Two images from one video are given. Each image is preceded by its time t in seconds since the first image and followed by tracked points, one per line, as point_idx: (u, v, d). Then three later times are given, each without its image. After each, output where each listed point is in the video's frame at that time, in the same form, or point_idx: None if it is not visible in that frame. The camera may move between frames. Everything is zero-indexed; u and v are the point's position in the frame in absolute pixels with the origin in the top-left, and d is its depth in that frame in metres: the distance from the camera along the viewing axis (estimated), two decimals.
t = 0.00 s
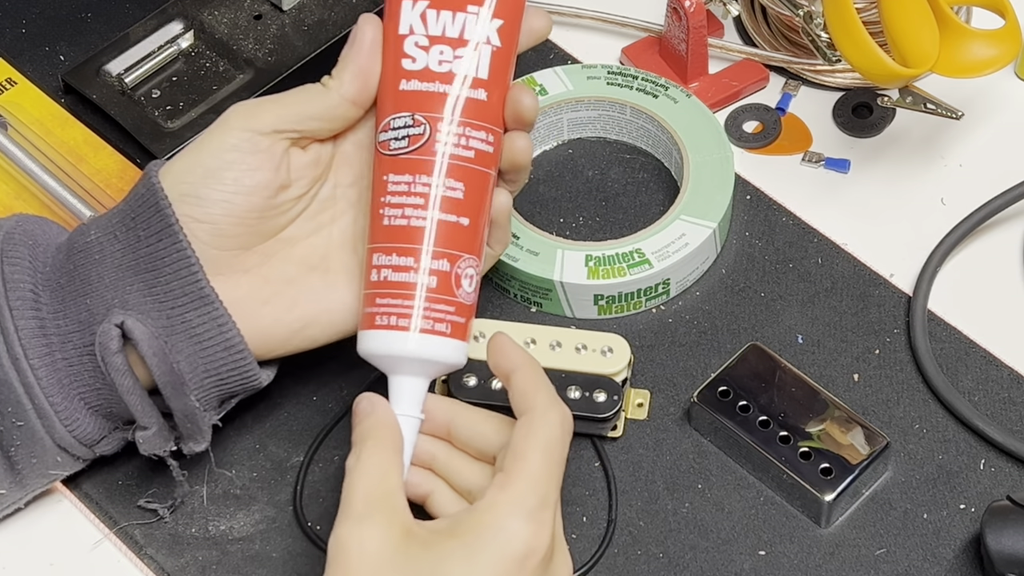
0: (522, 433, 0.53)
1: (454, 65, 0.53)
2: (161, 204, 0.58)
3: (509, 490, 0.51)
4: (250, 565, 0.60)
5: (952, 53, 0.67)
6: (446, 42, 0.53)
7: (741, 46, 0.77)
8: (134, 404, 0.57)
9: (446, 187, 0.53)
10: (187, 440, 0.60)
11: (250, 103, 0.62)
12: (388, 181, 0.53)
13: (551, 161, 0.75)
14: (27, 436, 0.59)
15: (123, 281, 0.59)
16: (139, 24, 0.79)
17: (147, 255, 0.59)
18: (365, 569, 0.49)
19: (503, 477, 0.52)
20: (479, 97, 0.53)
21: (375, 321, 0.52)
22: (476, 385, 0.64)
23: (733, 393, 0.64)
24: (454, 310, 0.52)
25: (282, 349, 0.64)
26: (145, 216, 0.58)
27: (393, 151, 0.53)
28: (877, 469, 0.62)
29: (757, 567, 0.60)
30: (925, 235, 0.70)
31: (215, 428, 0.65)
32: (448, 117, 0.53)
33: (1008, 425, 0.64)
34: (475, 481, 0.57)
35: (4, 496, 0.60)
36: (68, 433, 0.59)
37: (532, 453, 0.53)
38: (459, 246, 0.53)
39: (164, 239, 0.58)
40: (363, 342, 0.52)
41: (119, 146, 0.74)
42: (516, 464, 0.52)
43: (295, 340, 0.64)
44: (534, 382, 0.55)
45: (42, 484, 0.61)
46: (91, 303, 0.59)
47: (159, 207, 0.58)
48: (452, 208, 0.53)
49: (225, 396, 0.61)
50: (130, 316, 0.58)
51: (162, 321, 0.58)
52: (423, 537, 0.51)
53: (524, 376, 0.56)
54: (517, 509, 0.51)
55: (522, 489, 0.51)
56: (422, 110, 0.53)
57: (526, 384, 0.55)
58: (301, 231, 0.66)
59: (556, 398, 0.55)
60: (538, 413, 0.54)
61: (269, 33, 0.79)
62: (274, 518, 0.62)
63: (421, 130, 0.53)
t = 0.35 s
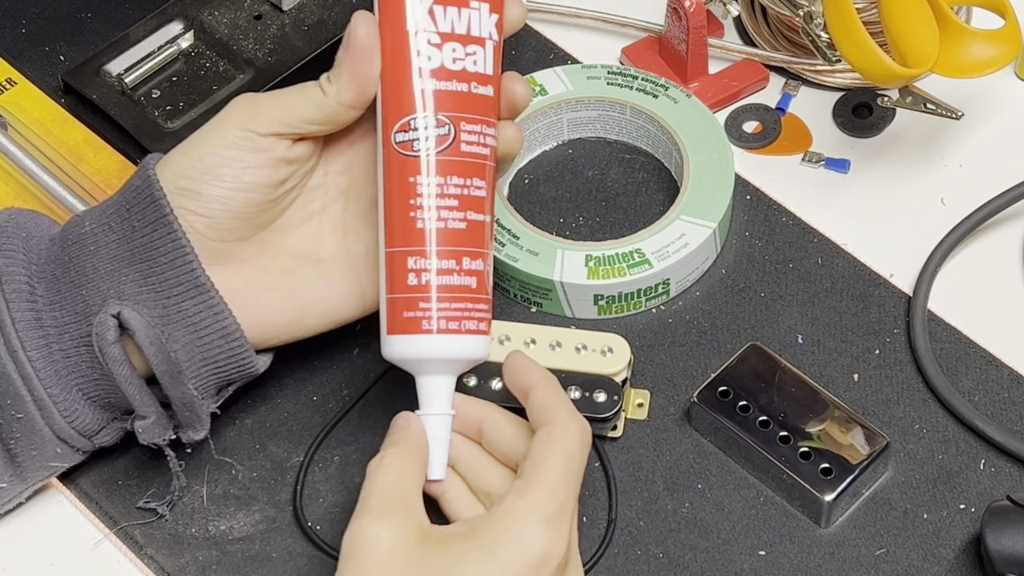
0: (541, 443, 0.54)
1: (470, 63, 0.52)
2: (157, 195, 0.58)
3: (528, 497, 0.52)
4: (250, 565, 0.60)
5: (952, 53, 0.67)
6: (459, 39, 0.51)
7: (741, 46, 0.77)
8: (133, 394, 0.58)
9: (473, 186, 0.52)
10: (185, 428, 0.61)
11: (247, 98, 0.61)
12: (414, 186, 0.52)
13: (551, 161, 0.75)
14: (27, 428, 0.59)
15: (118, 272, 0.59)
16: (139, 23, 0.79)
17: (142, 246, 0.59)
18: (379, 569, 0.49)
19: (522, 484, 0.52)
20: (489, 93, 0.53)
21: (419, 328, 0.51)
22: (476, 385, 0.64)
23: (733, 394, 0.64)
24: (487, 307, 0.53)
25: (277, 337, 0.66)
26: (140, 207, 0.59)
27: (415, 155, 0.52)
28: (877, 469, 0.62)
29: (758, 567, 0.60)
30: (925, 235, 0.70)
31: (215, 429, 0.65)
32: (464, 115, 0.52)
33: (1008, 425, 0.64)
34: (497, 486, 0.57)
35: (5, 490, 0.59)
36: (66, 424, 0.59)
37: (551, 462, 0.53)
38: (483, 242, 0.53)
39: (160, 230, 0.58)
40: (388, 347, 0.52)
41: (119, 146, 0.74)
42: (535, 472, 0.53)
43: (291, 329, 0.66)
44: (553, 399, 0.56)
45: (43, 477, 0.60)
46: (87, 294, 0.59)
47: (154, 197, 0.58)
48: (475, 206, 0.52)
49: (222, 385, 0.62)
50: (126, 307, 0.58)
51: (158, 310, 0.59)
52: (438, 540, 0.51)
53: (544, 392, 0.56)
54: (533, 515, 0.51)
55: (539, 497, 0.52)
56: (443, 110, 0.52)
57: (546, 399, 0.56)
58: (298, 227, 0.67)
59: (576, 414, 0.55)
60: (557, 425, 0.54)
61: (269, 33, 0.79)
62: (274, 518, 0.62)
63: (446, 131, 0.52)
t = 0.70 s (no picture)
0: (517, 448, 0.54)
1: (421, 45, 0.54)
2: (158, 192, 0.59)
3: (520, 502, 0.52)
4: (250, 565, 0.60)
5: (952, 53, 0.67)
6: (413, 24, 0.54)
7: (741, 46, 0.77)
8: (135, 391, 0.58)
9: (420, 164, 0.54)
10: (187, 426, 0.61)
11: (253, 96, 0.63)
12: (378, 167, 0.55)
13: (551, 161, 0.75)
14: (29, 425, 0.59)
15: (120, 270, 0.59)
16: (139, 23, 0.79)
17: (144, 243, 0.59)
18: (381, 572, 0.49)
19: (511, 491, 0.52)
20: (451, 72, 0.54)
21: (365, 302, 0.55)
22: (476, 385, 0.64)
23: (734, 393, 0.64)
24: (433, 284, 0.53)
25: (278, 333, 0.65)
26: (142, 204, 0.59)
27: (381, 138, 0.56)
28: (877, 469, 0.62)
29: (758, 567, 0.60)
30: (925, 234, 0.70)
31: (215, 428, 0.65)
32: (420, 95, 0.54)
33: (1008, 425, 0.64)
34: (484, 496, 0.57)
35: (7, 488, 0.59)
36: (69, 422, 0.59)
37: (532, 465, 0.53)
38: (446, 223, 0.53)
39: (161, 226, 0.59)
40: (369, 325, 0.54)
41: (119, 146, 0.74)
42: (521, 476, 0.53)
43: (291, 325, 0.65)
44: (503, 409, 0.55)
45: (45, 476, 0.60)
46: (89, 291, 0.59)
47: (156, 193, 0.59)
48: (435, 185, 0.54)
49: (224, 384, 0.62)
50: (129, 304, 0.58)
51: (161, 308, 0.59)
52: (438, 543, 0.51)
53: (490, 407, 0.56)
54: (529, 518, 0.51)
55: (530, 500, 0.52)
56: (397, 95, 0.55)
57: (494, 411, 0.56)
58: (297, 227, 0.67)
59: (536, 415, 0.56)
60: (526, 428, 0.54)
61: (269, 33, 0.79)
62: (274, 518, 0.62)
63: (396, 114, 0.55)
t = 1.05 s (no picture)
0: (528, 446, 0.54)
1: (446, 45, 0.52)
2: (155, 186, 0.59)
3: (522, 502, 0.52)
4: (251, 565, 0.60)
5: (952, 53, 0.67)
6: (436, 23, 0.52)
7: (741, 46, 0.77)
8: (133, 385, 0.58)
9: (445, 168, 0.53)
10: (186, 420, 0.61)
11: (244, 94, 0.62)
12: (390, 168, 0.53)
13: (551, 161, 0.75)
14: (28, 420, 0.59)
15: (118, 264, 0.60)
16: (139, 23, 0.79)
17: (141, 238, 0.59)
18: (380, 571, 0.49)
19: (516, 489, 0.52)
20: (473, 76, 0.53)
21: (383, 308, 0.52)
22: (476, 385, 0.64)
23: (733, 393, 0.64)
24: (462, 290, 0.52)
25: (275, 330, 0.66)
26: (138, 198, 0.59)
27: (392, 136, 0.53)
28: (877, 470, 0.62)
29: (758, 567, 0.60)
30: (925, 234, 0.70)
31: (215, 428, 0.65)
32: (443, 98, 0.52)
33: (1008, 425, 0.64)
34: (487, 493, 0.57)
35: (7, 486, 0.59)
36: (68, 417, 0.59)
37: (539, 464, 0.53)
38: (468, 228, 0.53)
39: (158, 220, 0.59)
40: (376, 329, 0.53)
41: (119, 146, 0.74)
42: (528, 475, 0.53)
43: (286, 320, 0.66)
44: (522, 405, 0.56)
45: (45, 472, 0.60)
46: (87, 286, 0.59)
47: (152, 187, 0.59)
48: (456, 189, 0.53)
49: (222, 377, 0.62)
50: (127, 298, 0.58)
51: (159, 301, 0.59)
52: (439, 543, 0.51)
53: (510, 401, 0.56)
54: (530, 519, 0.51)
55: (535, 500, 0.52)
56: (417, 93, 0.53)
57: (513, 405, 0.56)
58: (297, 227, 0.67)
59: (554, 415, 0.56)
60: (538, 427, 0.54)
61: (269, 33, 0.79)
62: (274, 518, 0.62)
63: (417, 114, 0.53)
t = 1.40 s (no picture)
0: (533, 448, 0.53)
1: (457, 50, 0.52)
2: (157, 188, 0.59)
3: (525, 503, 0.52)
4: (251, 565, 0.60)
5: (952, 53, 0.67)
6: (447, 27, 0.52)
7: (741, 46, 0.77)
8: (134, 387, 0.58)
9: (455, 173, 0.53)
10: (187, 422, 0.61)
11: (248, 96, 0.62)
12: (399, 172, 0.53)
13: (551, 161, 0.75)
14: (29, 422, 0.59)
15: (119, 265, 0.60)
16: (139, 24, 0.79)
17: (143, 240, 0.59)
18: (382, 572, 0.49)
19: (520, 491, 0.52)
20: (482, 81, 0.53)
21: (394, 311, 0.52)
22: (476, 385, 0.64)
23: (733, 393, 0.64)
24: (472, 294, 0.52)
25: (276, 331, 0.66)
26: (140, 201, 0.59)
27: (402, 141, 0.53)
28: (877, 469, 0.62)
29: (757, 567, 0.60)
30: (925, 234, 0.70)
31: (215, 428, 0.65)
32: (450, 103, 0.52)
33: (1008, 425, 0.64)
34: (494, 497, 0.57)
35: (7, 486, 0.59)
36: (68, 418, 0.59)
37: (543, 466, 0.53)
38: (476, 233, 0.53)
39: (160, 222, 0.59)
40: (380, 332, 0.53)
41: (119, 146, 0.74)
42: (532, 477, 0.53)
43: (286, 322, 0.66)
44: (529, 408, 0.56)
45: (45, 473, 0.60)
46: (87, 287, 0.59)
47: (155, 190, 0.59)
48: (465, 194, 0.53)
49: (223, 380, 0.62)
50: (128, 300, 0.58)
51: (159, 304, 0.59)
52: (441, 543, 0.51)
53: (516, 403, 0.56)
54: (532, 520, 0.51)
55: (538, 503, 0.51)
56: (427, 97, 0.52)
57: (518, 408, 0.56)
58: (297, 228, 0.67)
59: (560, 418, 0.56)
60: (545, 429, 0.54)
61: (269, 33, 0.79)
62: (274, 518, 0.62)
63: (428, 118, 0.52)
